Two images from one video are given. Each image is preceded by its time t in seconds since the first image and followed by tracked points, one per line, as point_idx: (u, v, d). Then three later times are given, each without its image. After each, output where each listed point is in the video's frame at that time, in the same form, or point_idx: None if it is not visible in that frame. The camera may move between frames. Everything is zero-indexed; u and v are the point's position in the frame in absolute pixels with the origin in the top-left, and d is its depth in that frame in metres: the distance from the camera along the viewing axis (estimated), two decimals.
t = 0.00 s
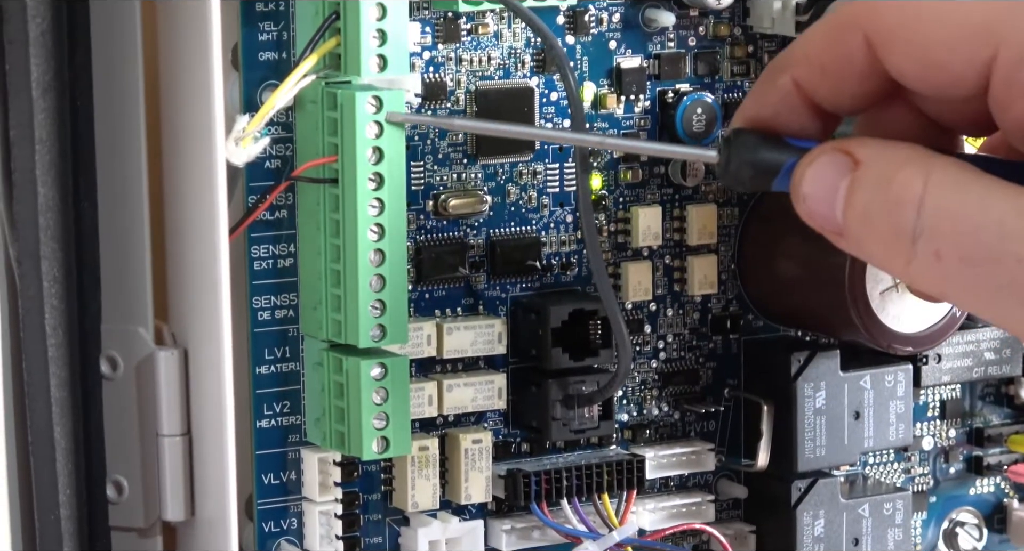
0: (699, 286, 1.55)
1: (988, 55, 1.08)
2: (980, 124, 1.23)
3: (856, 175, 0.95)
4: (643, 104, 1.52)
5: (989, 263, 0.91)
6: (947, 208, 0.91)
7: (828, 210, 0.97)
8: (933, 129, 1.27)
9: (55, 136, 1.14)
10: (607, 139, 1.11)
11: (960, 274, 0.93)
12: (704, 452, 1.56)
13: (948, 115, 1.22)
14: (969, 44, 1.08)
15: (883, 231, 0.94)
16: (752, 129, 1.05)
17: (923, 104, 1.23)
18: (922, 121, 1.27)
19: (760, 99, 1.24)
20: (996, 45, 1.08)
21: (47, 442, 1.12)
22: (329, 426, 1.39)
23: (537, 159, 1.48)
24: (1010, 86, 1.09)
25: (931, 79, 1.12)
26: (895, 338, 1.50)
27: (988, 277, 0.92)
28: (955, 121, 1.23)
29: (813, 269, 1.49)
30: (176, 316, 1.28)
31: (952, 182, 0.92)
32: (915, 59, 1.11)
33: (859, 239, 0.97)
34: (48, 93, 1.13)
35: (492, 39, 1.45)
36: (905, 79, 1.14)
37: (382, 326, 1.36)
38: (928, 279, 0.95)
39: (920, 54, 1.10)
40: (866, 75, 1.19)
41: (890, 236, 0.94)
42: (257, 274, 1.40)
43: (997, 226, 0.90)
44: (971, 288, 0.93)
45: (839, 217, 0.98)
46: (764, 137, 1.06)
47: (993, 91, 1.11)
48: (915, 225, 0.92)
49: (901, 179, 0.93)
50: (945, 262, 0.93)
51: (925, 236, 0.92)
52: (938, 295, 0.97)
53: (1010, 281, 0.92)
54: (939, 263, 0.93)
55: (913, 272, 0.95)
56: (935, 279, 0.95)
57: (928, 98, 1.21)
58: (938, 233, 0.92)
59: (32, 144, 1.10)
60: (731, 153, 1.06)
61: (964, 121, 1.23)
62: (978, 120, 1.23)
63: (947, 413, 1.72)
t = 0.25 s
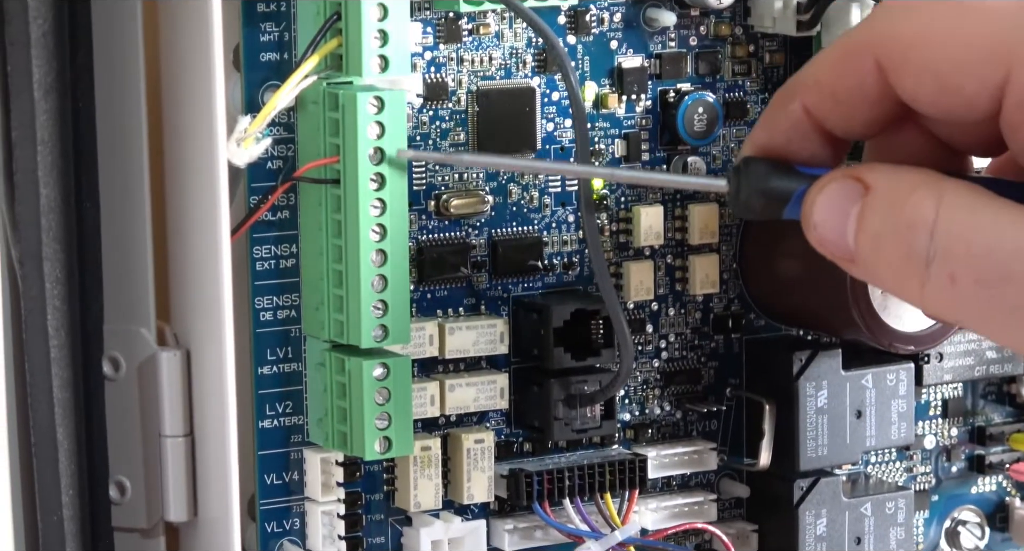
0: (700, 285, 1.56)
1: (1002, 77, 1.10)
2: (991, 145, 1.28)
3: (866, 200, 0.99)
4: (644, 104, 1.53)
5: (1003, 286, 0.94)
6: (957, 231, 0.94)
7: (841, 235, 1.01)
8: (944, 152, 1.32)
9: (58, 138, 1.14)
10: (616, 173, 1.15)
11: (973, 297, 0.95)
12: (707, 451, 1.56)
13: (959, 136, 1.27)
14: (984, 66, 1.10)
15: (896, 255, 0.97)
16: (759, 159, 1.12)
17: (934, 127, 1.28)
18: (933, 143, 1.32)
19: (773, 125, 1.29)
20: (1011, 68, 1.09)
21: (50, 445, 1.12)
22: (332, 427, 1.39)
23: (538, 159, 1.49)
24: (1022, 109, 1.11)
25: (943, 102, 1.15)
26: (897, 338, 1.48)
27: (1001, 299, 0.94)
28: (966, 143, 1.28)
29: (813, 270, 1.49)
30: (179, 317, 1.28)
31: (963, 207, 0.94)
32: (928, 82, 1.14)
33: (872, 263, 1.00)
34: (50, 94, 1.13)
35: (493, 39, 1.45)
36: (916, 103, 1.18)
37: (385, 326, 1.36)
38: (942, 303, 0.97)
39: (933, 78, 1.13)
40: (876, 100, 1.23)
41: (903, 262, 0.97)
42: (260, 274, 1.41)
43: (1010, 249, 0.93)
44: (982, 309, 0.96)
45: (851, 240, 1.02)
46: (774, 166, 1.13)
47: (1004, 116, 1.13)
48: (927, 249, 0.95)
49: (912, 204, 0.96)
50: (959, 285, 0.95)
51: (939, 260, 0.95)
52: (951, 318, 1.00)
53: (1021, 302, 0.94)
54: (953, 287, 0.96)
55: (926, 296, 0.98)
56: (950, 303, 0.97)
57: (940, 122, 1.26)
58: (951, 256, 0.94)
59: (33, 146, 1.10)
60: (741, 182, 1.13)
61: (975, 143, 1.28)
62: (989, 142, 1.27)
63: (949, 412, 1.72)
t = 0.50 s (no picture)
0: (704, 284, 1.56)
1: (1001, 92, 1.16)
2: (992, 157, 1.31)
3: (869, 216, 1.02)
4: (647, 103, 1.53)
5: (1002, 302, 0.97)
6: (957, 247, 0.97)
7: (843, 249, 1.05)
8: (946, 163, 1.35)
9: (61, 137, 1.13)
10: (620, 186, 1.17)
11: (974, 311, 0.99)
12: (709, 450, 1.56)
13: (961, 149, 1.31)
14: (981, 81, 1.16)
15: (897, 269, 1.01)
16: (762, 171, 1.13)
17: (936, 140, 1.32)
18: (934, 155, 1.35)
19: (776, 139, 1.32)
20: (1010, 83, 1.15)
21: (54, 443, 1.11)
22: (335, 425, 1.40)
23: (542, 158, 1.49)
24: (1021, 122, 1.17)
25: (943, 115, 1.20)
26: (902, 337, 1.47)
27: (1000, 313, 0.98)
28: (969, 156, 1.32)
29: (815, 268, 1.49)
30: (183, 315, 1.28)
31: (963, 221, 0.97)
32: (929, 96, 1.20)
33: (874, 276, 1.04)
34: (54, 92, 1.12)
35: (496, 38, 1.45)
36: (917, 118, 1.23)
37: (388, 325, 1.36)
38: (943, 315, 1.01)
39: (933, 91, 1.19)
40: (877, 116, 1.28)
41: (904, 276, 1.01)
42: (263, 273, 1.41)
43: (1009, 264, 0.96)
44: (984, 322, 0.99)
45: (854, 253, 1.05)
46: (776, 177, 1.14)
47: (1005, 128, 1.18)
48: (928, 264, 0.99)
49: (913, 220, 0.99)
50: (961, 300, 0.99)
51: (940, 275, 0.99)
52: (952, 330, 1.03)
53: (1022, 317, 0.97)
54: (955, 301, 0.99)
55: (929, 309, 1.02)
56: (952, 316, 1.00)
57: (942, 136, 1.30)
58: (953, 270, 0.98)
59: (37, 145, 1.09)
60: (745, 195, 1.14)
61: (977, 156, 1.31)
62: (990, 154, 1.31)
63: (952, 410, 1.72)
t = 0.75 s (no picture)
0: (707, 285, 1.56)
1: (1003, 97, 1.16)
2: (994, 163, 1.31)
3: (872, 221, 1.02)
4: (651, 104, 1.53)
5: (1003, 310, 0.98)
6: (960, 255, 0.98)
7: (846, 254, 1.04)
8: (948, 167, 1.35)
9: (66, 138, 1.13)
10: (625, 188, 1.17)
11: (975, 319, 1.00)
12: (712, 451, 1.57)
13: (965, 154, 1.30)
14: (982, 86, 1.16)
15: (900, 275, 1.01)
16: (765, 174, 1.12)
17: (938, 145, 1.32)
18: (936, 159, 1.35)
19: (777, 142, 1.32)
20: (1010, 88, 1.15)
21: (58, 444, 1.10)
22: (339, 426, 1.40)
23: (545, 159, 1.49)
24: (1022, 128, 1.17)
25: (945, 121, 1.21)
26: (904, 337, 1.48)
27: (1001, 321, 0.99)
28: (972, 161, 1.31)
29: (819, 268, 1.49)
30: (188, 316, 1.27)
31: (964, 228, 0.98)
32: (931, 101, 1.20)
33: (876, 281, 1.04)
34: (59, 94, 1.12)
35: (500, 39, 1.45)
36: (919, 123, 1.23)
37: (392, 326, 1.37)
38: (946, 322, 1.01)
39: (935, 96, 1.19)
40: (878, 120, 1.28)
41: (907, 282, 1.01)
42: (267, 274, 1.41)
43: (1009, 272, 0.97)
44: (985, 329, 1.00)
45: (856, 258, 1.05)
46: (779, 181, 1.13)
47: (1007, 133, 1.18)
48: (930, 272, 0.99)
49: (915, 227, 1.00)
50: (963, 308, 0.99)
51: (942, 283, 0.99)
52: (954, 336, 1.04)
53: None
54: (957, 309, 1.00)
55: (931, 316, 1.02)
56: (954, 323, 1.01)
57: (944, 141, 1.30)
58: (955, 278, 0.98)
59: (42, 147, 1.08)
60: (749, 198, 1.13)
61: (980, 162, 1.31)
62: (993, 160, 1.30)
63: (954, 411, 1.73)
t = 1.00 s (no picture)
0: (710, 284, 1.56)
1: (1004, 102, 1.16)
2: (997, 168, 1.31)
3: (874, 227, 1.03)
4: (654, 103, 1.53)
5: (1003, 318, 0.98)
6: (962, 263, 0.98)
7: (850, 260, 1.05)
8: (948, 171, 1.36)
9: (70, 138, 1.12)
10: (630, 190, 1.18)
11: (977, 327, 1.00)
12: (716, 450, 1.57)
13: (967, 158, 1.30)
14: (984, 91, 1.16)
15: (903, 281, 1.01)
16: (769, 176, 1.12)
17: (939, 148, 1.32)
18: (937, 163, 1.36)
19: (779, 143, 1.32)
20: (1012, 93, 1.16)
21: (63, 445, 1.09)
22: (343, 426, 1.40)
23: (548, 158, 1.49)
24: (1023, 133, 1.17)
25: (946, 126, 1.21)
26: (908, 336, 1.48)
27: (1003, 329, 0.99)
28: (975, 166, 1.32)
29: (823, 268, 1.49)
30: (192, 316, 1.27)
31: (967, 234, 0.98)
32: (932, 105, 1.20)
33: (880, 285, 1.05)
34: (62, 94, 1.12)
35: (504, 38, 1.45)
36: (921, 127, 1.23)
37: (395, 325, 1.37)
38: (949, 328, 1.02)
39: (936, 101, 1.19)
40: (881, 123, 1.28)
41: (910, 289, 1.01)
42: (271, 273, 1.41)
43: (1010, 280, 0.97)
44: (986, 336, 1.00)
45: (860, 262, 1.05)
46: (782, 185, 1.13)
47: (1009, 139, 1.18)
48: (933, 280, 0.99)
49: (917, 233, 1.00)
50: (964, 315, 1.00)
51: (944, 290, 0.99)
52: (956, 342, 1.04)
53: None
54: (958, 316, 1.00)
55: (933, 322, 1.03)
56: (956, 329, 1.01)
57: (945, 145, 1.30)
58: (957, 286, 0.98)
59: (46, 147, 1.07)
60: (753, 201, 1.13)
61: (983, 166, 1.31)
62: (995, 165, 1.30)
63: (957, 410, 1.73)
